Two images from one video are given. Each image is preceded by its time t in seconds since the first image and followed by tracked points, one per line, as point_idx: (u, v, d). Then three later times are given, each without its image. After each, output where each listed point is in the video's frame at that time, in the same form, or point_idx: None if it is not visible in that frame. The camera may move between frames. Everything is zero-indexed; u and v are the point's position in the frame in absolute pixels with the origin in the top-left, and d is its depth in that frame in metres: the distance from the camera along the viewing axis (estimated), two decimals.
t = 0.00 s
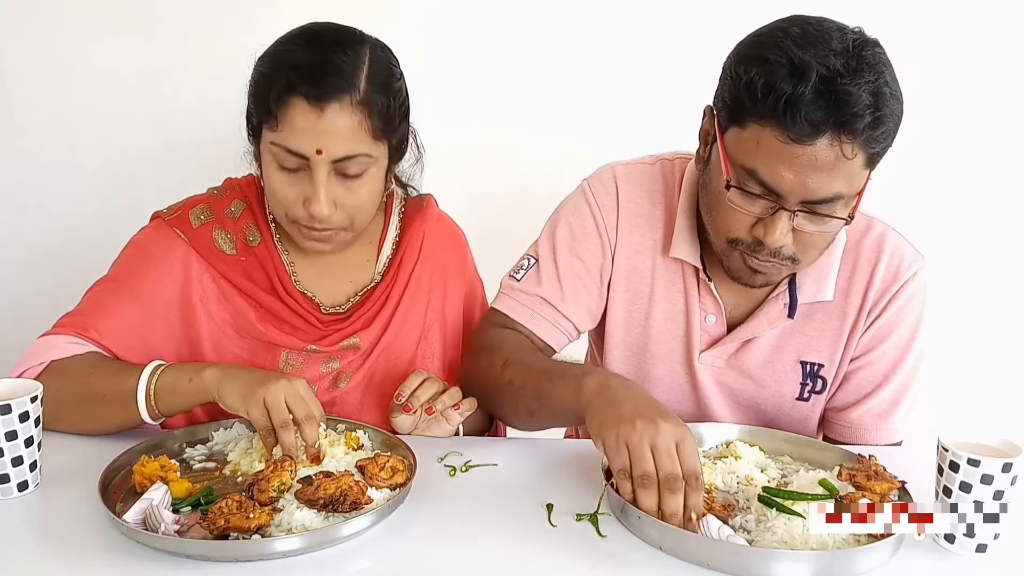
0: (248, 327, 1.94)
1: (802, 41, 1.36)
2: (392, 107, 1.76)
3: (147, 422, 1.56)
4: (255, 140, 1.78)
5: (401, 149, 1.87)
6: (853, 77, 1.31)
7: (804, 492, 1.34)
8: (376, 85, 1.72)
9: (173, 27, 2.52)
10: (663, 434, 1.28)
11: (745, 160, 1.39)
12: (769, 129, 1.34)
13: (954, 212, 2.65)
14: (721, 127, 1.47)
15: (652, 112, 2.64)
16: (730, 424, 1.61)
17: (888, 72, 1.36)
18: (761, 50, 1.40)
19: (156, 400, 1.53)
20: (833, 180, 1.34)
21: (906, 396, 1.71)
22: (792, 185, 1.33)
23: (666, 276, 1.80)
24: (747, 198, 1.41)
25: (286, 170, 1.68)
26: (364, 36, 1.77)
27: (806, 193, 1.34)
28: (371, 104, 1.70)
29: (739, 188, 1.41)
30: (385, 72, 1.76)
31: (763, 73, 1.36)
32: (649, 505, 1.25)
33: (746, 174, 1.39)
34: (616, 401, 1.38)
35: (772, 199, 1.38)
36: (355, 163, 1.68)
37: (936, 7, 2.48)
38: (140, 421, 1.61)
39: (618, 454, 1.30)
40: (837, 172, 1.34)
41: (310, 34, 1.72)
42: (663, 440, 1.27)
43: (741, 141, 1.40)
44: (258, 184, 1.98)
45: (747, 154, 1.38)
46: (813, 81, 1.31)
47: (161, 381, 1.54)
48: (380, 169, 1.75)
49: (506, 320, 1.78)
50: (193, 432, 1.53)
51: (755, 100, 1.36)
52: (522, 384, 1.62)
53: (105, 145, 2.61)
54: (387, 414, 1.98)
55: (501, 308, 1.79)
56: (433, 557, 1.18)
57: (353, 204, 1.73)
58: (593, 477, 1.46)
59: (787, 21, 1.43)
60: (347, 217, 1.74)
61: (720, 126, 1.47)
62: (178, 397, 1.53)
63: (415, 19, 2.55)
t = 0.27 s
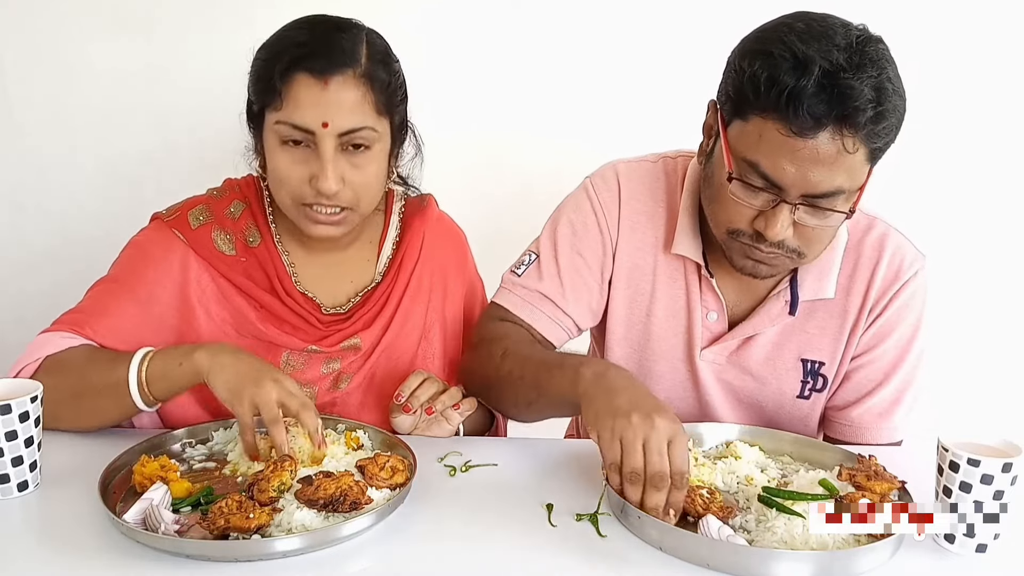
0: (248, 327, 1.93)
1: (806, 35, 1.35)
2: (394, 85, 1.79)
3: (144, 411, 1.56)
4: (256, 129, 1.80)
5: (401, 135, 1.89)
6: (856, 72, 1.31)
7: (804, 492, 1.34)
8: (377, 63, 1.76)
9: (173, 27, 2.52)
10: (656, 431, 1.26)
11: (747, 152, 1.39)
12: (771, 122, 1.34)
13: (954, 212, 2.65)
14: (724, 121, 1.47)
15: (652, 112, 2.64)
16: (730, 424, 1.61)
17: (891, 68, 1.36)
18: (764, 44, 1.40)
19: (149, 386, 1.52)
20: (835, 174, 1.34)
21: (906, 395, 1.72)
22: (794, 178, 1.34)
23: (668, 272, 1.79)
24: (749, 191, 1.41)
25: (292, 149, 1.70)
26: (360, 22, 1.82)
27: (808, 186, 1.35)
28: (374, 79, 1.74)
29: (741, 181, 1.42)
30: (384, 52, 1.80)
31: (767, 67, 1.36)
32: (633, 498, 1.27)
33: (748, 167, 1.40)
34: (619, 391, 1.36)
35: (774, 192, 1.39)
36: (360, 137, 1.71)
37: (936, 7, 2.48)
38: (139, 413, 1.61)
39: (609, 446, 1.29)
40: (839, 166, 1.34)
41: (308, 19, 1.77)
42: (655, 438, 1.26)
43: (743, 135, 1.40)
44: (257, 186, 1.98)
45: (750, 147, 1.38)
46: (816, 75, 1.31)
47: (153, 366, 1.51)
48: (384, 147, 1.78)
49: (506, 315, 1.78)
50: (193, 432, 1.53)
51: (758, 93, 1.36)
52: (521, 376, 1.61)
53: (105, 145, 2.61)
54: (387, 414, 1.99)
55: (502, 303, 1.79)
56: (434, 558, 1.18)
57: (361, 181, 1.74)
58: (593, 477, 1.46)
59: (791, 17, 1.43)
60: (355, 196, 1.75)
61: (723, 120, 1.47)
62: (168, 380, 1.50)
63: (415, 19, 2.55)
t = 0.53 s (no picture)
0: (248, 330, 1.93)
1: (814, 34, 1.35)
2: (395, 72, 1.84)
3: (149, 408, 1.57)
4: (258, 122, 1.82)
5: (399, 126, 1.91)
6: (865, 70, 1.31)
7: (805, 492, 1.34)
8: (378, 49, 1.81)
9: (173, 27, 2.52)
10: (635, 409, 1.23)
11: (756, 149, 1.39)
12: (781, 120, 1.34)
13: (954, 211, 2.65)
14: (732, 118, 1.47)
15: (652, 112, 2.64)
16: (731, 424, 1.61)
17: (898, 66, 1.36)
18: (773, 42, 1.40)
19: (155, 383, 1.52)
20: (844, 171, 1.34)
21: (907, 394, 1.72)
22: (803, 175, 1.34)
23: (669, 271, 1.79)
24: (757, 188, 1.41)
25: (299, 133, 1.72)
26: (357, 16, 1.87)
27: (817, 183, 1.35)
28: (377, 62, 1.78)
29: (749, 178, 1.42)
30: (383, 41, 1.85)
31: (776, 65, 1.36)
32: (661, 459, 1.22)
33: (757, 164, 1.40)
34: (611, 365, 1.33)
35: (782, 189, 1.39)
36: (366, 118, 1.75)
37: (936, 6, 2.48)
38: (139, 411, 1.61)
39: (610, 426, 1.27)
40: (848, 164, 1.34)
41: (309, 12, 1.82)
42: (631, 416, 1.24)
43: (752, 132, 1.40)
44: (256, 187, 1.98)
45: (759, 144, 1.38)
46: (826, 73, 1.31)
47: (161, 363, 1.51)
48: (388, 131, 1.81)
49: (507, 318, 1.79)
50: (193, 433, 1.53)
51: (767, 91, 1.36)
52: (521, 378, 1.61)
53: (105, 145, 2.61)
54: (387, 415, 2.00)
55: (504, 307, 1.79)
56: (434, 558, 1.18)
57: (368, 164, 1.76)
58: (593, 477, 1.46)
59: (798, 15, 1.43)
60: (363, 179, 1.76)
61: (730, 117, 1.47)
62: (176, 380, 1.51)
63: (415, 18, 2.55)
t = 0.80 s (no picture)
0: (248, 334, 1.93)
1: (820, 40, 1.35)
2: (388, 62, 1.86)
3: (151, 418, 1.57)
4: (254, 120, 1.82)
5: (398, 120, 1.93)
6: (870, 78, 1.31)
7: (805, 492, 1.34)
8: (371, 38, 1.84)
9: (173, 26, 2.52)
10: (694, 391, 1.38)
11: (759, 156, 1.39)
12: (786, 128, 1.34)
13: (954, 211, 2.65)
14: (735, 125, 1.47)
15: (652, 112, 2.64)
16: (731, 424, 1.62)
17: (902, 74, 1.36)
18: (779, 48, 1.39)
19: (159, 391, 1.52)
20: (847, 180, 1.34)
21: (907, 395, 1.72)
22: (807, 183, 1.34)
23: (670, 274, 1.79)
24: (760, 195, 1.41)
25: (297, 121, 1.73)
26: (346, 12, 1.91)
27: (821, 191, 1.35)
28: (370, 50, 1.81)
29: (752, 185, 1.42)
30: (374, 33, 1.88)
31: (782, 72, 1.36)
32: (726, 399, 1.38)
33: (760, 171, 1.40)
34: (637, 360, 1.47)
35: (785, 197, 1.39)
36: (363, 103, 1.77)
37: (936, 6, 2.48)
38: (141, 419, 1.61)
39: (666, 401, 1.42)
40: (851, 172, 1.34)
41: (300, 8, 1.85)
42: (688, 399, 1.39)
43: (756, 139, 1.40)
44: (255, 191, 1.98)
45: (763, 151, 1.38)
46: (832, 82, 1.30)
47: (164, 373, 1.52)
48: (385, 118, 1.83)
49: (512, 325, 1.82)
50: (194, 434, 1.54)
51: (773, 98, 1.36)
52: (535, 385, 1.70)
53: (105, 145, 2.61)
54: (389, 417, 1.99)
55: (508, 314, 1.83)
56: (435, 558, 1.18)
57: (368, 149, 1.77)
58: (593, 477, 1.46)
59: (804, 20, 1.42)
60: (364, 164, 1.77)
61: (734, 123, 1.47)
62: (180, 390, 1.52)
63: (415, 18, 2.55)
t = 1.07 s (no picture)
0: (249, 336, 1.92)
1: (817, 44, 1.35)
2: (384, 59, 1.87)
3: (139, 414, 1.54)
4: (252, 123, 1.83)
5: (398, 119, 1.95)
6: (862, 85, 1.31)
7: (804, 492, 1.34)
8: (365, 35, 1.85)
9: (173, 26, 2.52)
10: (733, 317, 1.40)
11: (747, 157, 1.39)
12: (774, 129, 1.34)
13: (954, 211, 2.65)
14: (728, 123, 1.46)
15: (652, 112, 2.64)
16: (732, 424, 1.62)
17: (899, 83, 1.36)
18: (775, 48, 1.39)
19: (143, 389, 1.48)
20: (832, 186, 1.35)
21: (906, 396, 1.72)
22: (791, 187, 1.34)
23: (669, 277, 1.80)
24: (747, 196, 1.41)
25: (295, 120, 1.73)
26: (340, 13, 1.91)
27: (804, 195, 1.35)
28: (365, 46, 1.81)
29: (739, 184, 1.42)
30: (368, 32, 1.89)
31: (775, 72, 1.35)
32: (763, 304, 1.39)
33: (747, 171, 1.40)
34: (653, 320, 1.47)
35: (770, 199, 1.39)
36: (359, 99, 1.77)
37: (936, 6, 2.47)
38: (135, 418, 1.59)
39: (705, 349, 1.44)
40: (837, 178, 1.34)
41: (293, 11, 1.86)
42: (727, 326, 1.40)
43: (745, 139, 1.40)
44: (257, 194, 1.98)
45: (751, 151, 1.39)
46: (822, 85, 1.30)
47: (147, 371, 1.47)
48: (383, 114, 1.83)
49: (520, 335, 1.81)
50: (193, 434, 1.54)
51: (763, 98, 1.36)
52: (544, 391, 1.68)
53: (105, 145, 2.61)
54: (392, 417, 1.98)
55: (515, 324, 1.82)
56: (435, 558, 1.18)
57: (367, 143, 1.76)
58: (593, 477, 1.46)
59: (805, 23, 1.42)
60: (363, 159, 1.76)
61: (727, 121, 1.47)
62: (164, 387, 1.47)
63: (415, 18, 2.55)
